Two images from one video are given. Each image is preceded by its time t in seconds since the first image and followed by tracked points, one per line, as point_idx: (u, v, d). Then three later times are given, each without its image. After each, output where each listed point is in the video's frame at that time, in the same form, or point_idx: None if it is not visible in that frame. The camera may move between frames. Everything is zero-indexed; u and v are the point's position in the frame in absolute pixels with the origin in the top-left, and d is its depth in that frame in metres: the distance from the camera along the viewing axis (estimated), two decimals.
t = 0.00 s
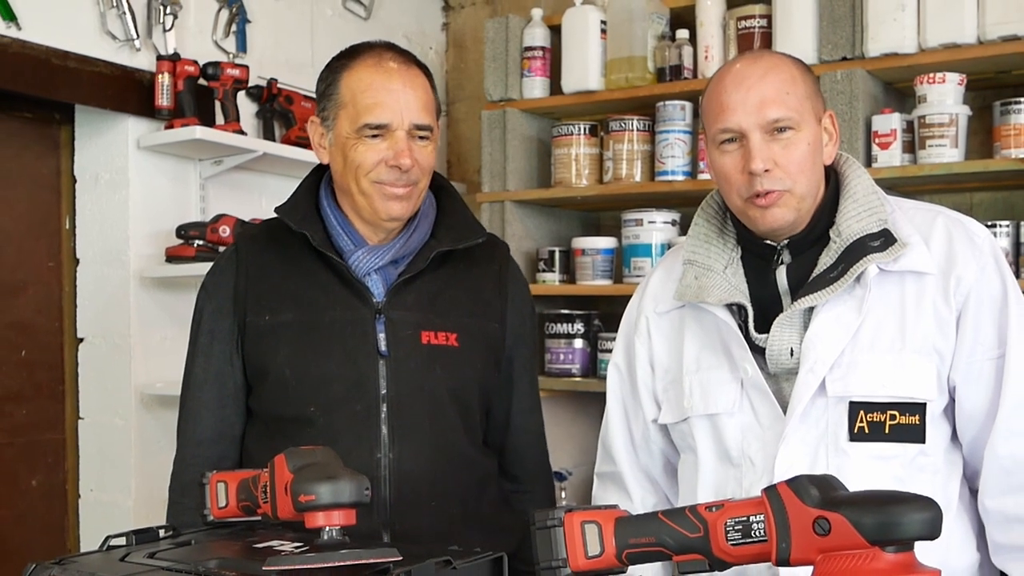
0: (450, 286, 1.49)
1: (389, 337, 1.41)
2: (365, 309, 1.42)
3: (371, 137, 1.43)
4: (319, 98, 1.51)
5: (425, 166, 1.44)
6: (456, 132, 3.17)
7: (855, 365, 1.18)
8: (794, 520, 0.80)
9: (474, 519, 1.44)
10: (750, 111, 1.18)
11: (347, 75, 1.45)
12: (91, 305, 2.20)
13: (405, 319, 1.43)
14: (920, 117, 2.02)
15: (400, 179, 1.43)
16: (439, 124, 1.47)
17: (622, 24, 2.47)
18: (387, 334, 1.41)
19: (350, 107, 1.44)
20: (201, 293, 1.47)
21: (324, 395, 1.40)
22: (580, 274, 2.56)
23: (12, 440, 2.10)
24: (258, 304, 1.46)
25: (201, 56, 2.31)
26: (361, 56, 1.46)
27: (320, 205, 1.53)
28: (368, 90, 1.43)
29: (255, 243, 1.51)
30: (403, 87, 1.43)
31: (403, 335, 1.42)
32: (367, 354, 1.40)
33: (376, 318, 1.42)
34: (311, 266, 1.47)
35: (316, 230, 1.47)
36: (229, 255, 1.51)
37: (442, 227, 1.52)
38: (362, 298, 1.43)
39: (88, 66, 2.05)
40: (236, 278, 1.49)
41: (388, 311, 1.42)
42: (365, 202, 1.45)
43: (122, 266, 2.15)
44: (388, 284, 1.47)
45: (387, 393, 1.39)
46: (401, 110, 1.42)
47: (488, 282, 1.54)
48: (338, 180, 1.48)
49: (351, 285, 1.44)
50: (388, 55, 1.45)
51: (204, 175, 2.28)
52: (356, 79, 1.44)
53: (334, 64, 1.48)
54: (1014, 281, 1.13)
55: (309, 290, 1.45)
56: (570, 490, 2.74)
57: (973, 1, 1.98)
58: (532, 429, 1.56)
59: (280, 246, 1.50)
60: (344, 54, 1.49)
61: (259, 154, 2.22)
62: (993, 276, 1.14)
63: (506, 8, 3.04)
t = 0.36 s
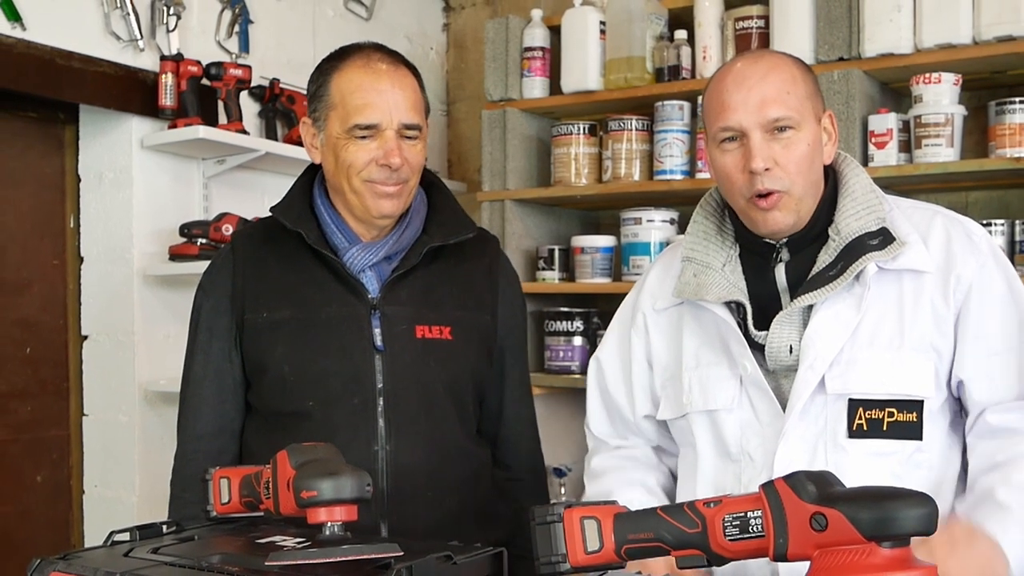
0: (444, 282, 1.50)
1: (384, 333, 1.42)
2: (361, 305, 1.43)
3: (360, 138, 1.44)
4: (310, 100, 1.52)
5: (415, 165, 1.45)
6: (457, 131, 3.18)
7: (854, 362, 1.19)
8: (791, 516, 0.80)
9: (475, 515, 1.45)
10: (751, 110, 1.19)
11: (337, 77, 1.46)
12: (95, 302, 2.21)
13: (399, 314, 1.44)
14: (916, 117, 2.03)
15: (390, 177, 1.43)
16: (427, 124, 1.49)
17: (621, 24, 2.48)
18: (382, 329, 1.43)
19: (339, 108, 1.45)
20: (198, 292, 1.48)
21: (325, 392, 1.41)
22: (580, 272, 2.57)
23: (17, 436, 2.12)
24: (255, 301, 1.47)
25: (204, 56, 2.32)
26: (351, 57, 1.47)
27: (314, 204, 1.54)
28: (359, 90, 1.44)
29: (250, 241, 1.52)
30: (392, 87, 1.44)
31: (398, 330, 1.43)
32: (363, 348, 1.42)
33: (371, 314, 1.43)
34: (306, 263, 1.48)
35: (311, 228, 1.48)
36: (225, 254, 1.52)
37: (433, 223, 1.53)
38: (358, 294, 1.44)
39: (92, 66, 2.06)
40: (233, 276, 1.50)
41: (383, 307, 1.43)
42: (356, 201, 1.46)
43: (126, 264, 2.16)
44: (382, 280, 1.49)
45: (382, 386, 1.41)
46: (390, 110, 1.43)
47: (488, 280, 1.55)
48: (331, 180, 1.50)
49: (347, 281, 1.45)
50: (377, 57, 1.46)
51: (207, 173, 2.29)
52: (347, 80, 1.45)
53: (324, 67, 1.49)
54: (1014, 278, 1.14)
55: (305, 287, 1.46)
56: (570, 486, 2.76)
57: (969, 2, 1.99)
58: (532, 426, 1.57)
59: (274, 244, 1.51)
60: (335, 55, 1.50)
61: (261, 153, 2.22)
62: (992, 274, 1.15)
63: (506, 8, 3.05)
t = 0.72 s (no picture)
0: (440, 280, 1.52)
1: (378, 331, 1.44)
2: (353, 304, 1.44)
3: (350, 145, 1.46)
4: (303, 106, 1.54)
5: (404, 170, 1.46)
6: (457, 131, 3.19)
7: (847, 358, 1.20)
8: (789, 511, 0.81)
9: (478, 510, 1.47)
10: (749, 110, 1.20)
11: (326, 85, 1.47)
12: (100, 300, 2.22)
13: (393, 312, 1.45)
14: (912, 116, 2.04)
15: (379, 184, 1.45)
16: (417, 129, 1.50)
17: (619, 25, 2.48)
18: (375, 327, 1.44)
19: (330, 116, 1.47)
20: (198, 293, 1.50)
21: (324, 388, 1.42)
22: (579, 270, 2.58)
23: (22, 432, 2.12)
24: (251, 301, 1.48)
25: (207, 56, 2.33)
26: (341, 65, 1.47)
27: (308, 207, 1.56)
28: (346, 99, 1.45)
29: (247, 244, 1.53)
30: (380, 94, 1.45)
31: (391, 329, 1.44)
32: (356, 346, 1.43)
33: (365, 312, 1.44)
34: (301, 262, 1.49)
35: (304, 229, 1.49)
36: (223, 255, 1.53)
37: (426, 223, 1.54)
38: (351, 292, 1.45)
39: (96, 66, 2.07)
40: (231, 277, 1.51)
41: (376, 306, 1.45)
42: (347, 205, 1.48)
43: (130, 263, 2.17)
44: (374, 279, 1.49)
45: (376, 383, 1.42)
46: (378, 118, 1.45)
47: (487, 278, 1.56)
48: (323, 183, 1.51)
49: (339, 279, 1.46)
50: (366, 63, 1.47)
51: (210, 173, 2.30)
52: (337, 88, 1.46)
53: (315, 75, 1.50)
54: (999, 270, 1.15)
55: (299, 286, 1.47)
56: (569, 482, 2.77)
57: (965, 3, 2.00)
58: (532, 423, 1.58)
59: (270, 246, 1.53)
60: (326, 62, 1.50)
61: (264, 152, 2.24)
62: (977, 265, 1.16)
63: (506, 9, 3.06)
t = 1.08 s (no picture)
0: (440, 277, 1.53)
1: (377, 322, 1.45)
2: (352, 296, 1.46)
3: (349, 137, 1.48)
4: (298, 107, 1.56)
5: (403, 160, 1.49)
6: (457, 130, 3.20)
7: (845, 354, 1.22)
8: (786, 507, 0.82)
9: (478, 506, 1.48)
10: (745, 108, 1.21)
11: (321, 84, 1.50)
12: (104, 298, 2.23)
13: (390, 304, 1.46)
14: (908, 116, 2.05)
15: (380, 174, 1.46)
16: (411, 121, 1.52)
17: (618, 26, 2.49)
18: (374, 319, 1.45)
19: (327, 111, 1.49)
20: (201, 292, 1.52)
21: (326, 384, 1.43)
22: (579, 268, 2.59)
23: (27, 429, 2.14)
24: (253, 298, 1.49)
25: (210, 57, 2.34)
26: (334, 64, 1.50)
27: (307, 205, 1.57)
28: (343, 94, 1.48)
29: (248, 242, 1.55)
30: (374, 89, 1.48)
31: (390, 320, 1.45)
32: (355, 338, 1.44)
33: (363, 305, 1.45)
34: (301, 259, 1.50)
35: (304, 226, 1.50)
36: (224, 254, 1.55)
37: (421, 217, 1.55)
38: (349, 286, 1.46)
39: (101, 66, 2.08)
40: (232, 274, 1.52)
41: (375, 298, 1.46)
42: (349, 200, 1.49)
43: (133, 261, 2.19)
44: (372, 272, 1.51)
45: (376, 373, 1.43)
46: (374, 110, 1.47)
47: (484, 274, 1.57)
48: (322, 180, 1.52)
49: (338, 274, 1.47)
50: (358, 61, 1.50)
51: (213, 172, 2.32)
52: (331, 86, 1.49)
53: (310, 75, 1.53)
54: (1000, 266, 1.16)
55: (299, 281, 1.49)
56: (569, 478, 2.78)
57: (960, 3, 2.01)
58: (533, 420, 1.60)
59: (269, 243, 1.54)
60: (320, 64, 1.54)
61: (267, 151, 2.25)
62: (976, 262, 1.18)
63: (506, 10, 3.07)
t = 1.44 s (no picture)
0: (443, 276, 1.54)
1: (384, 321, 1.46)
2: (359, 296, 1.47)
3: (363, 134, 1.50)
4: (303, 111, 1.58)
5: (415, 155, 1.53)
6: (458, 130, 3.21)
7: (841, 354, 1.23)
8: (783, 504, 0.82)
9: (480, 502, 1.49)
10: (743, 113, 1.22)
11: (330, 84, 1.53)
12: (108, 296, 2.25)
13: (397, 304, 1.48)
14: (904, 116, 2.06)
15: (397, 169, 1.50)
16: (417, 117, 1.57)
17: (617, 26, 2.50)
18: (382, 318, 1.47)
19: (339, 111, 1.52)
20: (205, 291, 1.52)
21: (331, 382, 1.45)
22: (578, 267, 2.60)
23: (32, 425, 2.15)
24: (259, 297, 1.50)
25: (213, 57, 2.35)
26: (339, 65, 1.54)
27: (312, 204, 1.58)
28: (355, 93, 1.51)
29: (253, 241, 1.55)
30: (384, 87, 1.52)
31: (397, 320, 1.47)
32: (364, 335, 1.46)
33: (371, 305, 1.47)
34: (307, 259, 1.51)
35: (310, 226, 1.51)
36: (229, 253, 1.56)
37: (424, 218, 1.56)
38: (356, 286, 1.48)
39: (105, 67, 2.09)
40: (239, 272, 1.53)
41: (382, 298, 1.47)
42: (366, 197, 1.50)
43: (137, 259, 2.20)
44: (380, 273, 1.51)
45: (385, 372, 1.45)
46: (386, 106, 1.51)
47: (484, 273, 1.59)
48: (334, 181, 1.53)
49: (346, 274, 1.49)
50: (364, 62, 1.54)
51: (216, 171, 2.33)
52: (342, 86, 1.52)
53: (314, 76, 1.56)
54: (998, 269, 1.18)
55: (305, 281, 1.50)
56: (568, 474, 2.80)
57: (955, 4, 2.02)
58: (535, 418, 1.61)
59: (275, 243, 1.55)
60: (324, 66, 1.56)
61: (271, 151, 2.27)
62: (973, 263, 1.19)
63: (506, 10, 3.08)
